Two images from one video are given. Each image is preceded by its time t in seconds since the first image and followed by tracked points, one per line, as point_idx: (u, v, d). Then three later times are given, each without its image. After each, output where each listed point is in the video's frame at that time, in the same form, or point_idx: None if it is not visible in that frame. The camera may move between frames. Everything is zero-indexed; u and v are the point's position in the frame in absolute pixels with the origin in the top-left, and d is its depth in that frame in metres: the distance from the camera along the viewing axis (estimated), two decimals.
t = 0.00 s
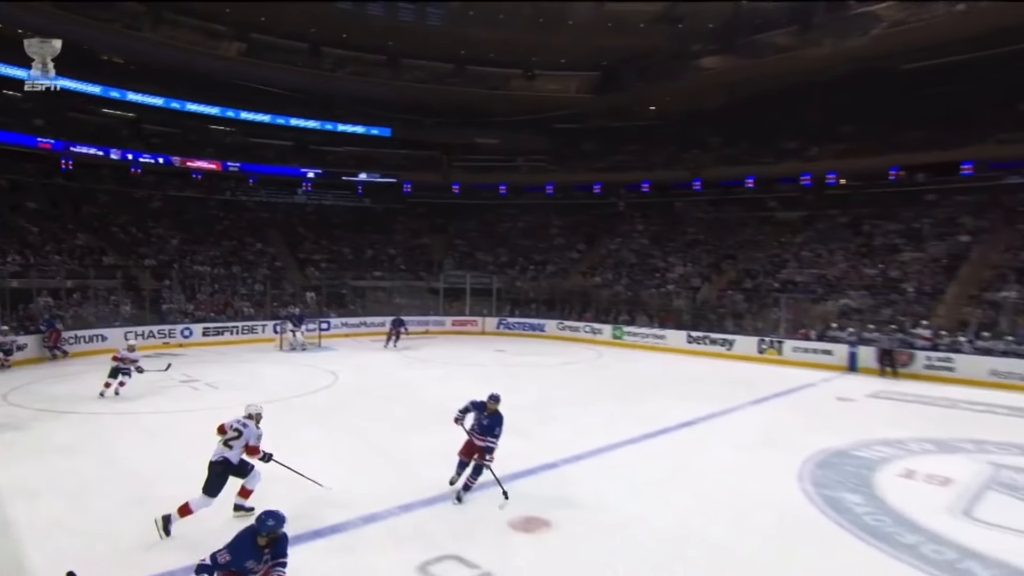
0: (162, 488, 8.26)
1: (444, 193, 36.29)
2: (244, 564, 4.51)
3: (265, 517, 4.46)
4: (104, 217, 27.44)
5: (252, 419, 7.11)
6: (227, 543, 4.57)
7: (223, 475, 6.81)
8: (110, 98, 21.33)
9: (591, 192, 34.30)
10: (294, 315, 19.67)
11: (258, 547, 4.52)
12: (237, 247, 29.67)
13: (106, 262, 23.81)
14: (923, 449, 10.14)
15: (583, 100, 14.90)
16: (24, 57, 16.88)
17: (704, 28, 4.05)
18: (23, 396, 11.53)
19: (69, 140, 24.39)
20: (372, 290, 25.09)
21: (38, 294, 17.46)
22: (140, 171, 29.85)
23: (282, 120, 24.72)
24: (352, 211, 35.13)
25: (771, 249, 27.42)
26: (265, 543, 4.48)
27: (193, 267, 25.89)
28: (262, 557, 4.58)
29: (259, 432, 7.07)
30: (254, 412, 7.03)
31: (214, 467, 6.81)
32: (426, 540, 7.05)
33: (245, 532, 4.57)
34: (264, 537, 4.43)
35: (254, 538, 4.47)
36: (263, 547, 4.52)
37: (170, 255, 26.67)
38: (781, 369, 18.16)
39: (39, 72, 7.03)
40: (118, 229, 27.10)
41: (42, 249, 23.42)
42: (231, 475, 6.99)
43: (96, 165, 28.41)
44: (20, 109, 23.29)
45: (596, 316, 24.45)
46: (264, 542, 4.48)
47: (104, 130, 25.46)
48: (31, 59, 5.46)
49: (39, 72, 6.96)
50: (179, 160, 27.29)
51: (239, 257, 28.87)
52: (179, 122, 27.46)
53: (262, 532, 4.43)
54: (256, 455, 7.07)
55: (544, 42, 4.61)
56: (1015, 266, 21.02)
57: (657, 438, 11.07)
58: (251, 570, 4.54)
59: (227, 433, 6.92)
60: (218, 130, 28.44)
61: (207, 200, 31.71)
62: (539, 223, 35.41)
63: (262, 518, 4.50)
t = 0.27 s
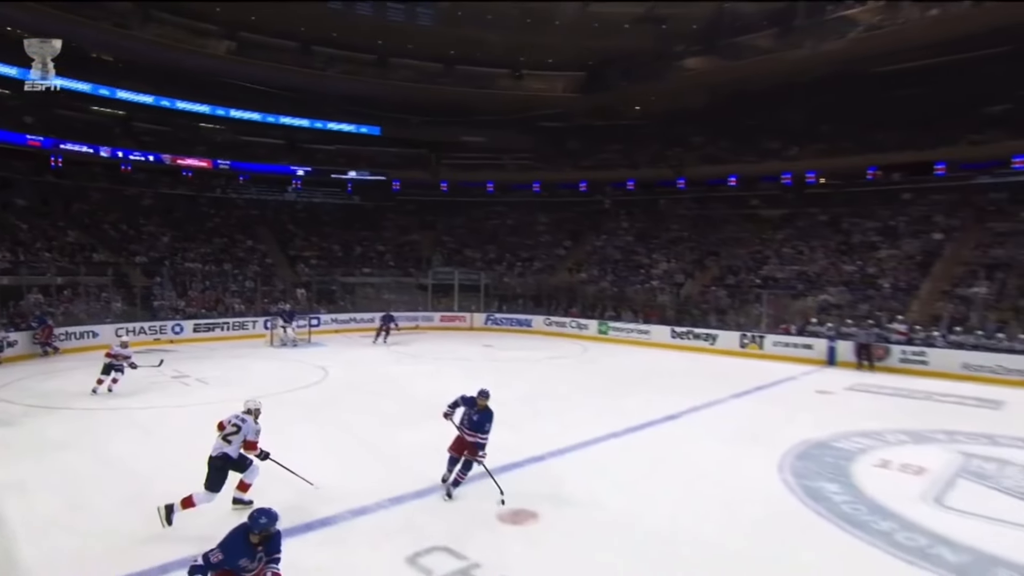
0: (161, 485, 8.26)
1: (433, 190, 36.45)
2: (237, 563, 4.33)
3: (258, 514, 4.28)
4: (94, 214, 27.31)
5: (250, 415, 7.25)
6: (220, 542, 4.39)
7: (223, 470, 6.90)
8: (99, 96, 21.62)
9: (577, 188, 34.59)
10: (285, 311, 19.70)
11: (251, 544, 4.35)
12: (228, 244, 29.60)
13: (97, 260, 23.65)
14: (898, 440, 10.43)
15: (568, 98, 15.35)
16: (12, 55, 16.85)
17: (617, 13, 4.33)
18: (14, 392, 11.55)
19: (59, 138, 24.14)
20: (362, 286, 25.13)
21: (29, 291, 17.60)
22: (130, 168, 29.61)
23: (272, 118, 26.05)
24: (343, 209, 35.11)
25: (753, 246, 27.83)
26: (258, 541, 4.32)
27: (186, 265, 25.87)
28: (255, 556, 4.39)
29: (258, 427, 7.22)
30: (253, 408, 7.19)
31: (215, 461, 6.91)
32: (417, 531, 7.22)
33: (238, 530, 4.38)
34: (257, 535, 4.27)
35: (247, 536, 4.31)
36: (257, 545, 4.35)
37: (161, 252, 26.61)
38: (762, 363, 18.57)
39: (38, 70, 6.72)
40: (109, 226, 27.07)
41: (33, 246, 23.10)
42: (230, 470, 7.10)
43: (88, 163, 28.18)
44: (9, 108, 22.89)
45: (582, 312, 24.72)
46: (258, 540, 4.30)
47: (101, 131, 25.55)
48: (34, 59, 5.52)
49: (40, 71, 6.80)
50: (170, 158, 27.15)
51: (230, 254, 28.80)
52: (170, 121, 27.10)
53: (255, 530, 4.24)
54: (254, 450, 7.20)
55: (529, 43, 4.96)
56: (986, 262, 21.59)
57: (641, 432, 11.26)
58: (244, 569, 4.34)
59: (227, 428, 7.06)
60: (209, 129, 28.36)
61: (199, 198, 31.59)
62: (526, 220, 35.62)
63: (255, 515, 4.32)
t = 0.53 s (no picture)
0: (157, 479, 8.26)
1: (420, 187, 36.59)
2: (228, 561, 4.21)
3: (249, 511, 4.19)
4: (82, 209, 27.04)
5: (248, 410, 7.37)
6: (210, 541, 4.27)
7: (221, 464, 7.06)
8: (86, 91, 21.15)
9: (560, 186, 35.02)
10: (273, 305, 19.73)
11: (243, 542, 4.25)
12: (216, 240, 29.40)
13: (84, 255, 23.43)
14: (868, 431, 10.73)
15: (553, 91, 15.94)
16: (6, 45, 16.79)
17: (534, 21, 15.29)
18: (5, 387, 11.55)
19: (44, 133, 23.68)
20: (349, 281, 25.23)
21: (16, 287, 17.56)
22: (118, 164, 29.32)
23: (259, 115, 26.11)
24: (329, 205, 34.86)
25: (732, 241, 28.28)
26: (250, 538, 4.22)
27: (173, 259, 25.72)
28: (249, 554, 4.29)
29: (256, 422, 7.31)
30: (251, 402, 7.28)
31: (213, 455, 7.07)
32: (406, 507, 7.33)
33: (230, 526, 4.30)
34: (249, 531, 4.17)
35: (238, 533, 4.21)
36: (249, 543, 4.25)
37: (148, 247, 26.42)
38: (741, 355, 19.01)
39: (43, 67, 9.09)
40: (96, 221, 26.80)
41: (19, 242, 22.76)
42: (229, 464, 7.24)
43: (75, 159, 27.80)
44: None
45: (566, 305, 24.99)
46: (249, 537, 4.20)
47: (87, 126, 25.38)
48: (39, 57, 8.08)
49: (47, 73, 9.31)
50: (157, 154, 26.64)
51: (218, 250, 28.60)
52: (157, 116, 26.98)
53: (248, 526, 4.17)
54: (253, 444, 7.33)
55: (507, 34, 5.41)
56: (951, 258, 22.21)
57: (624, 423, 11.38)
58: (237, 568, 4.25)
59: (225, 423, 7.21)
60: (196, 125, 28.29)
61: (186, 194, 31.34)
62: (510, 216, 35.82)
63: (249, 510, 4.25)
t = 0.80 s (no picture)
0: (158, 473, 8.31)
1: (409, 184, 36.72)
2: (222, 559, 4.25)
3: (242, 509, 4.22)
4: (73, 206, 26.94)
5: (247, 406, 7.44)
6: (203, 540, 4.29)
7: (221, 459, 7.18)
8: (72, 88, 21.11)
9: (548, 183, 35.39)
10: (263, 301, 19.76)
11: (236, 540, 4.29)
12: (207, 237, 29.30)
13: (75, 252, 23.35)
14: (847, 422, 10.99)
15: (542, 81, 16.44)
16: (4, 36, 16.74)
17: (536, 26, 16.54)
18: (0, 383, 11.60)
19: (33, 130, 23.56)
20: (339, 277, 25.35)
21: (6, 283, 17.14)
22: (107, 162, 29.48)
23: (249, 112, 26.16)
24: (319, 202, 34.93)
25: (715, 238, 28.64)
26: (243, 536, 4.26)
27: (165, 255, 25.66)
28: (242, 551, 4.34)
29: (253, 418, 7.38)
30: (249, 399, 7.34)
31: (212, 449, 7.19)
32: (391, 503, 7.53)
33: (224, 524, 4.35)
34: (241, 530, 4.21)
35: (232, 531, 4.25)
36: (242, 541, 4.29)
37: (139, 244, 26.38)
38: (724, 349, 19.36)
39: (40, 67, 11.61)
40: (86, 218, 26.68)
41: (9, 238, 22.61)
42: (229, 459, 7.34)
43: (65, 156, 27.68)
44: None
45: (552, 301, 25.20)
46: (242, 535, 4.25)
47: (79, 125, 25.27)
48: (37, 51, 10.75)
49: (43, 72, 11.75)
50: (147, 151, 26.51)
51: (209, 246, 28.52)
52: (147, 114, 26.82)
53: (240, 524, 4.20)
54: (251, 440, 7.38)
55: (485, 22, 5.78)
56: (925, 254, 22.74)
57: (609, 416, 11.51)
58: (231, 566, 4.30)
59: (223, 418, 7.32)
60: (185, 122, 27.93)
61: (176, 191, 31.24)
62: (498, 213, 35.99)
63: (240, 508, 4.27)
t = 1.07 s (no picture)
0: (161, 464, 8.29)
1: (395, 180, 36.82)
2: (217, 559, 4.18)
3: (235, 507, 4.17)
4: (59, 202, 26.65)
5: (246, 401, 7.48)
6: (193, 542, 4.20)
7: (219, 452, 7.31)
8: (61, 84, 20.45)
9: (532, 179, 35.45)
10: (252, 296, 19.78)
11: (229, 539, 4.24)
12: (195, 233, 29.13)
13: (62, 248, 23.16)
14: (821, 412, 11.33)
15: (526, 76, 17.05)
16: None
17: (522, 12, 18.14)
18: None
19: (18, 126, 23.18)
20: (327, 272, 25.16)
21: None
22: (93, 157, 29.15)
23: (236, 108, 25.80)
24: (306, 198, 34.90)
25: (696, 233, 29.05)
26: (237, 534, 4.21)
27: (153, 251, 25.57)
28: (235, 549, 4.27)
29: (250, 413, 7.41)
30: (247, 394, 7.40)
31: (210, 443, 7.31)
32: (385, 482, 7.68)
33: (215, 523, 4.28)
34: (235, 528, 4.15)
35: (224, 530, 4.19)
36: (235, 539, 4.23)
37: (127, 240, 26.22)
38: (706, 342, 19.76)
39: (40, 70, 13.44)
40: (74, 214, 26.42)
41: None
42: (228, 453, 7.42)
43: (51, 151, 27.33)
44: None
45: (537, 295, 25.45)
46: (236, 532, 4.19)
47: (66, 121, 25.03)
48: (39, 53, 12.90)
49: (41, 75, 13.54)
50: (134, 147, 26.21)
51: (197, 242, 28.39)
52: (134, 110, 26.43)
53: (233, 522, 4.14)
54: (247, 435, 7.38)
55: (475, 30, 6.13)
56: (897, 250, 23.44)
57: (592, 409, 11.71)
58: (224, 564, 4.22)
59: (223, 413, 7.45)
60: (174, 119, 27.74)
61: (163, 187, 30.99)
62: (483, 209, 36.17)
63: (233, 507, 4.24)
